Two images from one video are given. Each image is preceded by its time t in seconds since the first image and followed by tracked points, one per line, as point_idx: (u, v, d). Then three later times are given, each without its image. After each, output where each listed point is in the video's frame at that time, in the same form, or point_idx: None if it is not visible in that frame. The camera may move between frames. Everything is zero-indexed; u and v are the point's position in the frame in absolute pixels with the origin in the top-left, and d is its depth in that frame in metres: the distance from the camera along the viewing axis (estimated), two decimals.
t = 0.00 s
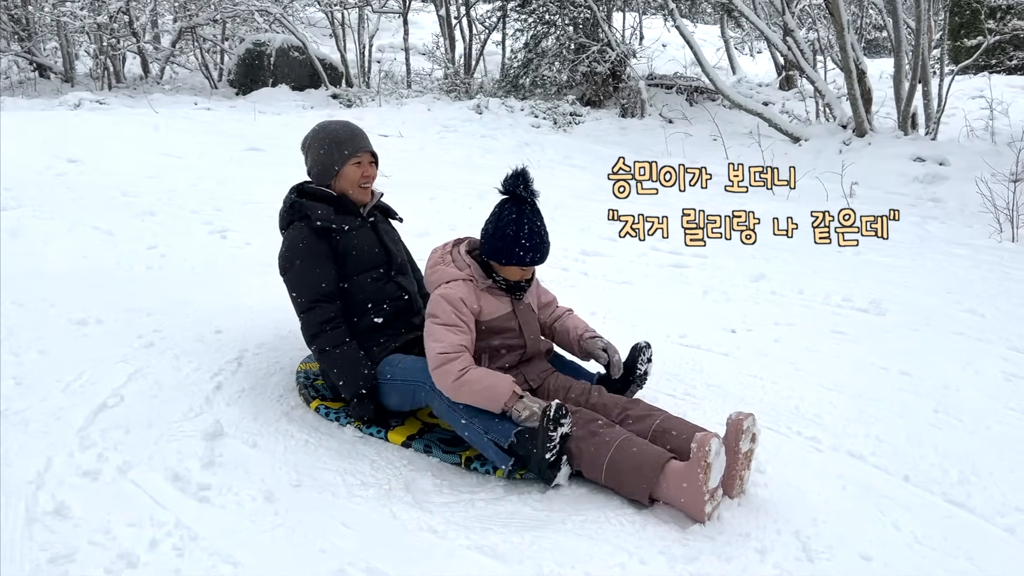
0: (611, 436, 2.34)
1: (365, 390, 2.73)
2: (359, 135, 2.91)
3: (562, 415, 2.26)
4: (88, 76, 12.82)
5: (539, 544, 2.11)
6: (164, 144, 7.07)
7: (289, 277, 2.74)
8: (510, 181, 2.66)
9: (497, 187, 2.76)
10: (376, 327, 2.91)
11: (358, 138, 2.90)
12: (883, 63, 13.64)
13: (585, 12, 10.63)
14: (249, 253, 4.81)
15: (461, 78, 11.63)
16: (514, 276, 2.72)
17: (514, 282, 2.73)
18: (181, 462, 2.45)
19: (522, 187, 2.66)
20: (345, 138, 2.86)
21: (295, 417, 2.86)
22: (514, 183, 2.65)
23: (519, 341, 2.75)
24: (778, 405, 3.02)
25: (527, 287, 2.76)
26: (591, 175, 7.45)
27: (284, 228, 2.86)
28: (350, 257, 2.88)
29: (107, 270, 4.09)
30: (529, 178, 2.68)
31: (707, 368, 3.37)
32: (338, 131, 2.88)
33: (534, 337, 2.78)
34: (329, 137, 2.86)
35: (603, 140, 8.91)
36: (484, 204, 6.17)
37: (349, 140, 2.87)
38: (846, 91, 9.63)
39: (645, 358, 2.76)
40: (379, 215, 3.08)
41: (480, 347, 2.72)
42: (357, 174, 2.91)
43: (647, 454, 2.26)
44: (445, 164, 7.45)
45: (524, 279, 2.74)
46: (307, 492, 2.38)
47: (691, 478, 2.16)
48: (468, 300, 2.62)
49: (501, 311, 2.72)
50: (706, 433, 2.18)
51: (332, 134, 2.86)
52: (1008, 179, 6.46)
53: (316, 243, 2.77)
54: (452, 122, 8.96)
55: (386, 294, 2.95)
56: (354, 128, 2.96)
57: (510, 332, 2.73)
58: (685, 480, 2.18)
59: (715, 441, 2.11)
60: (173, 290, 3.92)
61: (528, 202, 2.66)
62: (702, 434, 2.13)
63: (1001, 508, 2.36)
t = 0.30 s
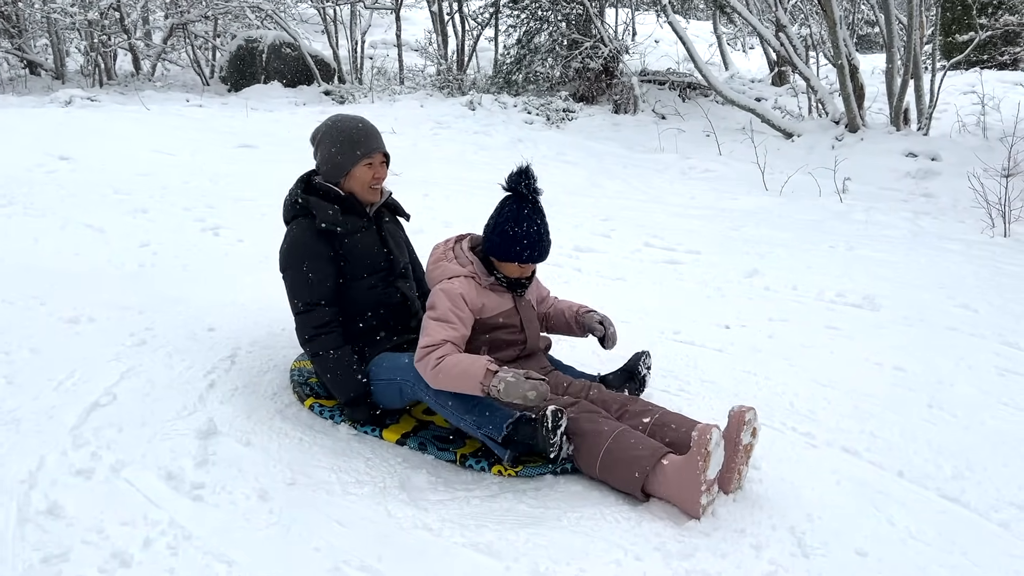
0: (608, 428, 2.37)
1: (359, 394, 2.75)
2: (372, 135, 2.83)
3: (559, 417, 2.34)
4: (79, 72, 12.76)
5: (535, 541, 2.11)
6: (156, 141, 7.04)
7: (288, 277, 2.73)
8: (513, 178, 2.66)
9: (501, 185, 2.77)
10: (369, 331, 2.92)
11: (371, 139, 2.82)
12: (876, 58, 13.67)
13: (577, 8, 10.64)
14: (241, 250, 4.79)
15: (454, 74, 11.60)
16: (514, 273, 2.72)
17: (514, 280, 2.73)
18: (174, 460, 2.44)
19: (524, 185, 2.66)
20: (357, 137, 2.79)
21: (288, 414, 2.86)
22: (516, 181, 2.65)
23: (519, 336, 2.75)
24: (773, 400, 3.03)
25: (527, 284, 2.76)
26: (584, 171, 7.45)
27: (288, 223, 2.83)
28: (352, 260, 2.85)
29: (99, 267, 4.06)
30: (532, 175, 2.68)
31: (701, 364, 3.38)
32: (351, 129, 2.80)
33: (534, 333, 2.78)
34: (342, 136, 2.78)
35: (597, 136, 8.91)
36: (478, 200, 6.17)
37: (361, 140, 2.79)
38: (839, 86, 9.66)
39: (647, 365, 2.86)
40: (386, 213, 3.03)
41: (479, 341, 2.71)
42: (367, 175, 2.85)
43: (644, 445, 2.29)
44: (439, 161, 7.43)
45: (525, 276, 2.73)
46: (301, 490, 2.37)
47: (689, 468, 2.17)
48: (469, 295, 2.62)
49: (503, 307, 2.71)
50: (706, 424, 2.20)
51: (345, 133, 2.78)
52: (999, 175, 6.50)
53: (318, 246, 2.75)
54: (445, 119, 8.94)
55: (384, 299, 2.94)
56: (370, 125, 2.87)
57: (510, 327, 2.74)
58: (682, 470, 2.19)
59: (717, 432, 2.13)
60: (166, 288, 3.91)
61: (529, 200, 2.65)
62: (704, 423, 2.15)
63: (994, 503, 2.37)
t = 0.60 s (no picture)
0: (597, 426, 2.38)
1: (349, 393, 2.73)
2: (384, 138, 2.79)
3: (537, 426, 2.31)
4: (65, 69, 12.66)
5: (523, 537, 2.12)
6: (143, 138, 6.99)
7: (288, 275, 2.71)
8: (506, 175, 2.65)
9: (494, 181, 2.76)
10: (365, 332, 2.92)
11: (383, 141, 2.78)
12: (863, 54, 13.72)
13: (566, 3, 10.63)
14: (230, 248, 4.77)
15: (442, 70, 11.57)
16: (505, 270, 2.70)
17: (505, 277, 2.71)
18: (162, 459, 2.43)
19: (517, 182, 2.65)
20: (369, 140, 2.75)
21: (277, 412, 2.85)
22: (509, 178, 2.64)
23: (508, 334, 2.74)
24: (761, 395, 3.05)
25: (518, 282, 2.74)
26: (573, 167, 7.45)
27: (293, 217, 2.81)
28: (356, 262, 2.84)
29: (86, 265, 4.03)
30: (525, 172, 2.67)
31: (690, 360, 3.38)
32: (363, 130, 2.76)
33: (522, 331, 2.77)
34: (353, 136, 2.74)
35: (586, 132, 8.92)
36: (467, 197, 6.16)
37: (373, 143, 2.76)
38: (826, 82, 9.71)
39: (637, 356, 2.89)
40: (394, 214, 3.01)
41: (469, 338, 2.70)
42: (376, 178, 2.81)
43: (633, 442, 2.30)
44: (428, 157, 7.41)
45: (516, 274, 2.72)
46: (290, 489, 2.37)
47: (677, 463, 2.18)
48: (457, 293, 2.62)
49: (492, 304, 2.71)
50: (694, 420, 2.23)
51: (356, 134, 2.74)
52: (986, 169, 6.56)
53: (324, 246, 2.74)
54: (433, 115, 8.92)
55: (383, 302, 2.94)
56: (384, 126, 2.83)
57: (499, 324, 2.73)
58: (670, 465, 2.21)
59: (704, 427, 2.15)
60: (154, 286, 3.88)
61: (522, 197, 2.65)
62: (691, 419, 2.18)
63: (980, 496, 2.39)
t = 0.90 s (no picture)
0: (581, 419, 2.40)
1: (336, 388, 2.74)
2: (381, 131, 2.83)
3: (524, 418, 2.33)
4: (46, 66, 12.52)
5: (509, 530, 2.13)
6: (125, 135, 6.92)
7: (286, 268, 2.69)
8: (479, 168, 2.67)
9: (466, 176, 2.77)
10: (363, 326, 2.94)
11: (381, 135, 2.82)
12: (846, 48, 13.81)
13: None
14: (214, 245, 4.74)
15: (427, 66, 11.54)
16: (486, 265, 2.71)
17: (485, 271, 2.72)
18: (147, 456, 2.42)
19: (492, 174, 2.66)
20: (366, 133, 2.79)
21: (263, 408, 2.85)
22: (484, 171, 2.66)
23: (489, 329, 2.76)
24: (745, 387, 3.08)
25: (497, 275, 2.75)
26: (558, 162, 7.46)
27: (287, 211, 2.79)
28: (352, 256, 2.86)
29: (69, 263, 4.00)
30: (498, 163, 2.69)
31: (675, 354, 3.40)
32: (361, 123, 2.80)
33: (502, 326, 2.79)
34: (350, 129, 2.78)
35: (571, 127, 8.93)
36: (452, 192, 6.15)
37: (370, 137, 2.80)
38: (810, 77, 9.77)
39: (615, 368, 2.83)
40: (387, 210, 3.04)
41: (450, 335, 2.71)
42: (375, 171, 2.85)
43: (617, 434, 2.33)
44: (413, 153, 7.40)
45: (496, 267, 2.73)
46: (276, 485, 2.37)
47: (662, 457, 2.19)
48: (436, 291, 2.62)
49: (471, 300, 2.72)
50: (677, 414, 2.23)
51: (353, 126, 2.78)
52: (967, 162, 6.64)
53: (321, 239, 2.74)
54: (419, 111, 8.91)
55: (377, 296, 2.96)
56: (379, 120, 2.87)
57: (479, 320, 2.74)
58: (656, 459, 2.21)
59: (689, 421, 2.16)
60: (137, 283, 3.86)
61: (498, 188, 2.67)
62: (676, 412, 2.19)
63: (960, 485, 2.43)
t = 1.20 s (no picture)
0: (567, 413, 2.43)
1: (323, 384, 2.74)
2: (394, 122, 2.84)
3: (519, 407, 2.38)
4: (23, 63, 12.36)
5: (496, 523, 2.15)
6: (105, 132, 6.85)
7: (311, 265, 2.69)
8: (447, 161, 2.69)
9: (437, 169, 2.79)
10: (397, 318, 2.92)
11: (395, 126, 2.82)
12: (827, 43, 13.92)
13: None
14: (197, 242, 4.72)
15: (410, 62, 11.50)
16: (464, 257, 2.72)
17: (463, 263, 2.73)
18: (133, 454, 2.41)
19: (459, 165, 2.68)
20: (382, 126, 2.79)
21: (248, 406, 2.84)
22: (450, 161, 2.68)
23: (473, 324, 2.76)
24: (729, 380, 3.11)
25: (477, 268, 2.75)
26: (541, 158, 7.47)
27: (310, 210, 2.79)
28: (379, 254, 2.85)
29: (50, 262, 3.96)
30: (467, 156, 2.72)
31: (660, 347, 3.43)
32: (373, 117, 2.80)
33: (486, 321, 2.78)
34: (365, 123, 2.78)
35: (554, 123, 8.94)
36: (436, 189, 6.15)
37: (385, 129, 2.80)
38: (791, 71, 9.84)
39: (600, 361, 2.83)
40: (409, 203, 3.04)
41: (434, 331, 2.71)
42: (395, 163, 2.84)
43: (604, 427, 2.36)
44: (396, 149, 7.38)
45: (473, 260, 2.74)
46: (263, 483, 2.37)
47: (649, 449, 2.23)
48: (417, 285, 2.62)
49: (454, 295, 2.72)
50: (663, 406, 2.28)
51: (367, 120, 2.78)
52: (946, 156, 6.73)
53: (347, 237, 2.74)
54: (401, 107, 8.89)
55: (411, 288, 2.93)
56: (391, 113, 2.87)
57: (462, 315, 2.74)
58: (642, 451, 2.25)
59: (677, 412, 2.22)
60: (120, 281, 3.83)
61: (467, 177, 2.69)
62: (663, 405, 2.24)
63: (941, 474, 2.47)
